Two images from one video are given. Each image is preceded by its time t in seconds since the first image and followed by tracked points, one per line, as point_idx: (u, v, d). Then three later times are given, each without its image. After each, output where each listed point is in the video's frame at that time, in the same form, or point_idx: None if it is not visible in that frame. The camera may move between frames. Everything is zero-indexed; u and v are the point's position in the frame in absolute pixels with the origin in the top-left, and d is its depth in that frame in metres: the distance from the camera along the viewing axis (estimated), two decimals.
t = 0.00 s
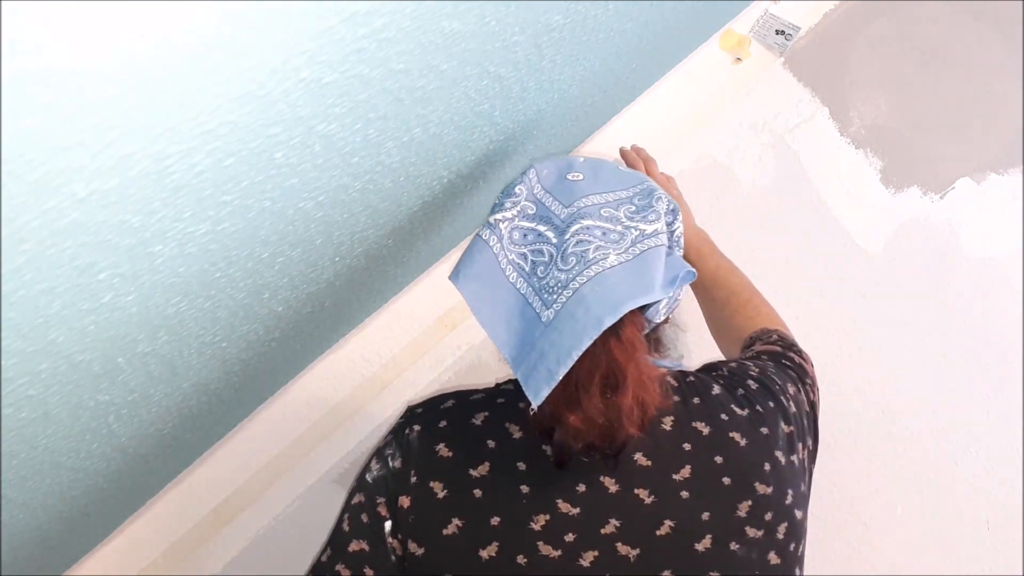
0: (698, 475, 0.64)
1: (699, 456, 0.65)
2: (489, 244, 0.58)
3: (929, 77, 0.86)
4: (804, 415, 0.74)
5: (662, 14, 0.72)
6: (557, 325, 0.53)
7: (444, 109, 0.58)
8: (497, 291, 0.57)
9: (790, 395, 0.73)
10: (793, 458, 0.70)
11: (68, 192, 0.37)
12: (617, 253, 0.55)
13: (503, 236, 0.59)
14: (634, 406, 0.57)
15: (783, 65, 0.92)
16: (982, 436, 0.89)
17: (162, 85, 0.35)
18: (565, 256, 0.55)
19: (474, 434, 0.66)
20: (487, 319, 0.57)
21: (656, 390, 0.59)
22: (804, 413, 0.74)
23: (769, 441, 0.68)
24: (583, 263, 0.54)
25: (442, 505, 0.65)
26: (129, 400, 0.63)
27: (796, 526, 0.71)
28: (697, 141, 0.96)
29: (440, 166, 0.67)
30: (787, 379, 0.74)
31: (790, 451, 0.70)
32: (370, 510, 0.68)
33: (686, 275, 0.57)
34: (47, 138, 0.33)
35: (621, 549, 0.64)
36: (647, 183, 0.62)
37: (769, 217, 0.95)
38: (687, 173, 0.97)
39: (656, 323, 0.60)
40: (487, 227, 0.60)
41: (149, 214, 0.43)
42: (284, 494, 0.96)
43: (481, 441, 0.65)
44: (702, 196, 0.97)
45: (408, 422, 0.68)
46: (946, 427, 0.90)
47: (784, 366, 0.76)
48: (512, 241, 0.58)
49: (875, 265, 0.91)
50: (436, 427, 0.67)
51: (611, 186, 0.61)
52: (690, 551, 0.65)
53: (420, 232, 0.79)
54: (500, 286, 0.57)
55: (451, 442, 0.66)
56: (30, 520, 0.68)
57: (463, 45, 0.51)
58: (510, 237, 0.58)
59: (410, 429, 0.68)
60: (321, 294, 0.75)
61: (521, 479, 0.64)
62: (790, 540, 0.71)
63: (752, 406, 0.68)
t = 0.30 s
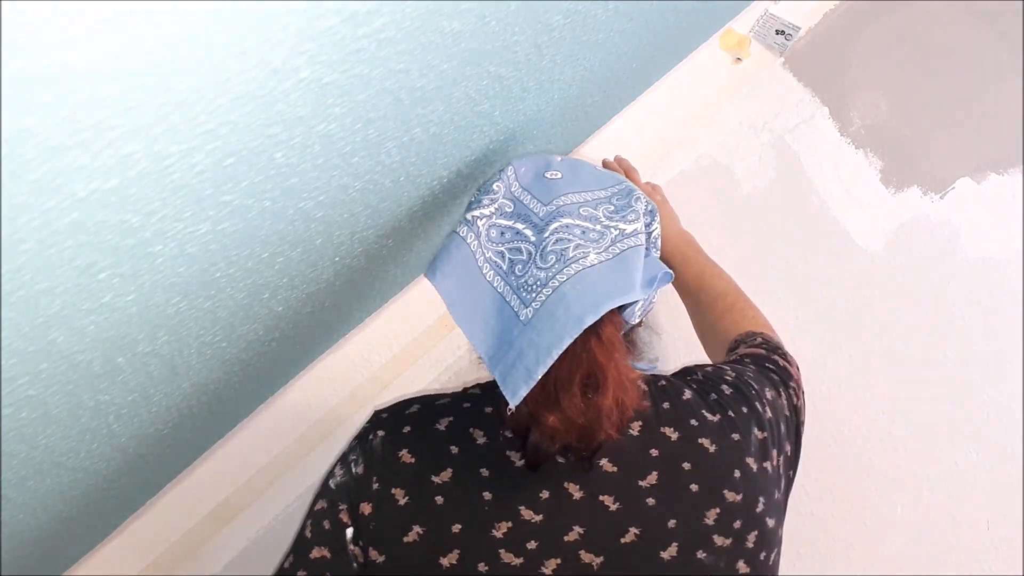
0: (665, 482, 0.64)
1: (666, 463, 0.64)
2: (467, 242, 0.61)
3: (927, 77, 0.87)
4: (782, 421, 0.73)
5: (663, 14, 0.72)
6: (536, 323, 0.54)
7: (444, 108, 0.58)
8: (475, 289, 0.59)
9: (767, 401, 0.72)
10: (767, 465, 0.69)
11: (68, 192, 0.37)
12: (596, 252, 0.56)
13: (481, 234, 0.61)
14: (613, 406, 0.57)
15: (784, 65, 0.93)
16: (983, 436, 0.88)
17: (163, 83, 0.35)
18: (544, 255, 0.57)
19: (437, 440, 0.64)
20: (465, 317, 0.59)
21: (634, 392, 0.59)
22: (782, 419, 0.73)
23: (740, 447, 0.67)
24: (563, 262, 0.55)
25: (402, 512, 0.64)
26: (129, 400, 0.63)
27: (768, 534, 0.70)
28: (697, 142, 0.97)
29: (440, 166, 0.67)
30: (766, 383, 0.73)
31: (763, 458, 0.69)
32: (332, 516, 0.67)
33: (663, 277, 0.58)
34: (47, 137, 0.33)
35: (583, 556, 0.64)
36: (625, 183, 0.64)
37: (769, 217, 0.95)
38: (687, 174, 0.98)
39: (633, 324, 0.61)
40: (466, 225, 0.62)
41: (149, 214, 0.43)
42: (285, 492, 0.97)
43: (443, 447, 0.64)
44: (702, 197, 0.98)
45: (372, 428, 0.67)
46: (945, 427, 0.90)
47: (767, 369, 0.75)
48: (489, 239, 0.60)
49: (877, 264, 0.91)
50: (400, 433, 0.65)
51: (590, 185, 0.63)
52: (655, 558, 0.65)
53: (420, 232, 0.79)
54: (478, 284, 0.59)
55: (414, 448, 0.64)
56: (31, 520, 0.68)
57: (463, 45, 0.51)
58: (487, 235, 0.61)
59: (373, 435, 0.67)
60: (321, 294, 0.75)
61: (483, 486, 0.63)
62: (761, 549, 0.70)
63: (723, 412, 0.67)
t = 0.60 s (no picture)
0: (622, 489, 0.64)
1: (625, 469, 0.64)
2: (439, 238, 0.61)
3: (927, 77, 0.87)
4: (747, 430, 0.73)
5: (663, 14, 0.72)
6: (508, 322, 0.55)
7: (444, 109, 0.58)
8: (445, 286, 0.59)
9: (732, 408, 0.72)
10: (729, 473, 0.69)
11: (69, 192, 0.37)
12: (571, 252, 0.57)
13: (454, 231, 0.61)
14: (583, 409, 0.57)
15: (784, 65, 0.93)
16: (983, 436, 0.88)
17: (163, 82, 0.35)
18: (518, 253, 0.57)
19: (392, 446, 0.63)
20: (435, 315, 0.59)
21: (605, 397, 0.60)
22: (746, 428, 0.73)
23: (701, 454, 0.67)
24: (537, 261, 0.56)
25: (354, 518, 0.62)
26: (129, 400, 0.63)
27: (728, 545, 0.70)
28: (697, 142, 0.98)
29: (440, 166, 0.67)
30: (731, 391, 0.73)
31: (726, 466, 0.69)
32: (283, 522, 0.64)
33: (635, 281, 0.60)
34: (48, 137, 0.33)
35: (539, 565, 0.63)
36: (599, 186, 0.66)
37: (768, 218, 0.95)
38: (687, 175, 0.98)
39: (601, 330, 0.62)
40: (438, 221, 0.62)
41: (149, 214, 0.43)
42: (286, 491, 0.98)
43: (398, 452, 0.63)
44: (702, 197, 0.98)
45: (326, 432, 0.65)
46: (945, 427, 0.90)
47: (736, 377, 0.75)
48: (462, 236, 0.61)
49: (876, 264, 0.91)
50: (353, 438, 0.64)
51: (564, 186, 0.64)
52: (612, 566, 0.64)
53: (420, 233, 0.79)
54: (449, 281, 0.59)
55: (368, 454, 0.63)
56: (31, 520, 0.68)
57: (463, 45, 0.51)
58: (460, 232, 0.61)
59: (327, 440, 0.64)
60: (320, 294, 0.75)
61: (437, 493, 0.62)
62: (720, 558, 0.70)
63: (685, 418, 0.67)
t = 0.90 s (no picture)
0: (596, 493, 0.64)
1: (600, 474, 0.64)
2: (433, 232, 0.61)
3: (926, 78, 0.87)
4: (728, 441, 0.74)
5: (663, 14, 0.72)
6: (498, 319, 0.55)
7: (444, 109, 0.58)
8: (437, 281, 0.59)
9: (715, 419, 0.73)
10: (707, 480, 0.70)
11: (69, 192, 0.37)
12: (564, 252, 0.57)
13: (447, 227, 0.61)
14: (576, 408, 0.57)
15: (783, 65, 0.93)
16: (983, 436, 0.88)
17: (163, 82, 0.35)
18: (511, 250, 0.57)
19: (363, 442, 0.63)
20: (424, 308, 0.59)
21: (597, 396, 0.60)
22: (728, 441, 0.74)
23: (679, 461, 0.67)
24: (530, 259, 0.56)
25: (322, 514, 0.62)
26: (129, 400, 0.63)
27: (702, 552, 0.70)
28: (696, 142, 0.97)
29: (440, 166, 0.67)
30: (715, 403, 0.74)
31: (703, 473, 0.69)
32: (252, 516, 0.64)
33: (625, 287, 0.60)
34: (48, 137, 0.33)
35: (507, 567, 0.63)
36: (594, 190, 0.66)
37: (768, 218, 0.95)
38: (686, 174, 0.98)
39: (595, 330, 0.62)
40: (433, 215, 0.62)
41: (149, 215, 0.43)
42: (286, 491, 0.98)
43: (369, 450, 0.63)
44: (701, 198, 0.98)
45: (299, 426, 0.65)
46: (944, 426, 0.90)
47: (723, 393, 0.77)
48: (454, 232, 0.60)
49: (877, 265, 0.91)
50: (326, 433, 0.63)
51: (560, 188, 0.64)
52: (583, 569, 0.65)
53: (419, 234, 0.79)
54: (440, 276, 0.59)
55: (339, 449, 0.63)
56: (32, 520, 0.68)
57: (463, 45, 0.51)
58: (453, 227, 0.61)
59: (300, 434, 0.64)
60: (320, 294, 0.75)
61: (407, 491, 0.62)
62: (695, 566, 0.70)
63: (664, 425, 0.68)
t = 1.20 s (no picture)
0: (587, 497, 0.64)
1: (592, 478, 0.64)
2: (434, 229, 0.61)
3: (927, 78, 0.87)
4: (722, 450, 0.74)
5: (663, 14, 0.72)
6: (498, 315, 0.55)
7: (444, 109, 0.58)
8: (436, 278, 0.59)
9: (709, 427, 0.73)
10: (700, 488, 0.69)
11: (69, 192, 0.37)
12: (565, 252, 0.57)
13: (449, 224, 0.61)
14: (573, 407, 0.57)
15: (784, 65, 0.93)
16: (983, 436, 0.88)
17: (163, 82, 0.35)
18: (512, 249, 0.57)
19: (354, 441, 0.63)
20: (423, 304, 0.59)
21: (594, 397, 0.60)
22: (722, 450, 0.74)
23: (672, 468, 0.67)
24: (531, 258, 0.57)
25: (311, 511, 0.62)
26: (129, 400, 0.63)
27: (694, 560, 0.70)
28: (697, 143, 0.97)
29: (440, 166, 0.67)
30: (710, 414, 0.75)
31: (697, 480, 0.69)
32: (241, 512, 0.65)
33: (624, 290, 0.61)
34: (48, 137, 0.33)
35: (496, 569, 0.64)
36: (595, 194, 0.66)
37: (769, 219, 0.95)
38: (686, 174, 0.98)
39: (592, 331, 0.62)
40: (435, 211, 0.62)
41: (150, 215, 0.43)
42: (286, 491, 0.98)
43: (360, 448, 0.63)
44: (701, 199, 0.97)
45: (290, 423, 0.65)
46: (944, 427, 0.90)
47: (716, 406, 0.78)
48: (455, 229, 0.61)
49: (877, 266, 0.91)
50: (317, 430, 0.63)
51: (561, 190, 0.65)
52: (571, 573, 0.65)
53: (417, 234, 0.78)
54: (440, 273, 0.59)
55: (329, 447, 0.63)
56: (32, 519, 0.68)
57: (463, 45, 0.51)
58: (454, 225, 0.61)
59: (290, 431, 0.64)
60: (320, 294, 0.75)
61: (397, 491, 0.62)
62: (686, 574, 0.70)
63: (658, 430, 0.68)
